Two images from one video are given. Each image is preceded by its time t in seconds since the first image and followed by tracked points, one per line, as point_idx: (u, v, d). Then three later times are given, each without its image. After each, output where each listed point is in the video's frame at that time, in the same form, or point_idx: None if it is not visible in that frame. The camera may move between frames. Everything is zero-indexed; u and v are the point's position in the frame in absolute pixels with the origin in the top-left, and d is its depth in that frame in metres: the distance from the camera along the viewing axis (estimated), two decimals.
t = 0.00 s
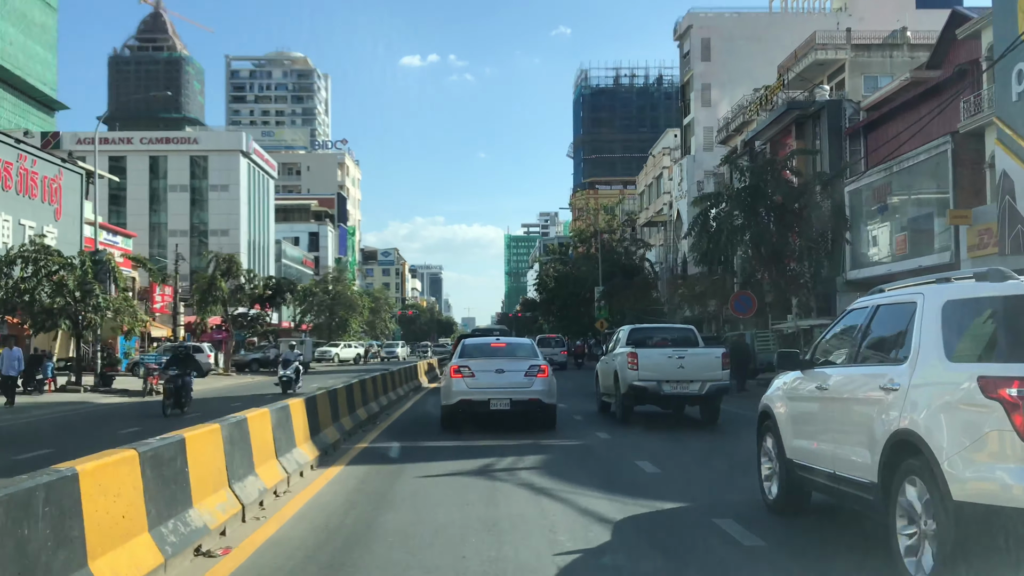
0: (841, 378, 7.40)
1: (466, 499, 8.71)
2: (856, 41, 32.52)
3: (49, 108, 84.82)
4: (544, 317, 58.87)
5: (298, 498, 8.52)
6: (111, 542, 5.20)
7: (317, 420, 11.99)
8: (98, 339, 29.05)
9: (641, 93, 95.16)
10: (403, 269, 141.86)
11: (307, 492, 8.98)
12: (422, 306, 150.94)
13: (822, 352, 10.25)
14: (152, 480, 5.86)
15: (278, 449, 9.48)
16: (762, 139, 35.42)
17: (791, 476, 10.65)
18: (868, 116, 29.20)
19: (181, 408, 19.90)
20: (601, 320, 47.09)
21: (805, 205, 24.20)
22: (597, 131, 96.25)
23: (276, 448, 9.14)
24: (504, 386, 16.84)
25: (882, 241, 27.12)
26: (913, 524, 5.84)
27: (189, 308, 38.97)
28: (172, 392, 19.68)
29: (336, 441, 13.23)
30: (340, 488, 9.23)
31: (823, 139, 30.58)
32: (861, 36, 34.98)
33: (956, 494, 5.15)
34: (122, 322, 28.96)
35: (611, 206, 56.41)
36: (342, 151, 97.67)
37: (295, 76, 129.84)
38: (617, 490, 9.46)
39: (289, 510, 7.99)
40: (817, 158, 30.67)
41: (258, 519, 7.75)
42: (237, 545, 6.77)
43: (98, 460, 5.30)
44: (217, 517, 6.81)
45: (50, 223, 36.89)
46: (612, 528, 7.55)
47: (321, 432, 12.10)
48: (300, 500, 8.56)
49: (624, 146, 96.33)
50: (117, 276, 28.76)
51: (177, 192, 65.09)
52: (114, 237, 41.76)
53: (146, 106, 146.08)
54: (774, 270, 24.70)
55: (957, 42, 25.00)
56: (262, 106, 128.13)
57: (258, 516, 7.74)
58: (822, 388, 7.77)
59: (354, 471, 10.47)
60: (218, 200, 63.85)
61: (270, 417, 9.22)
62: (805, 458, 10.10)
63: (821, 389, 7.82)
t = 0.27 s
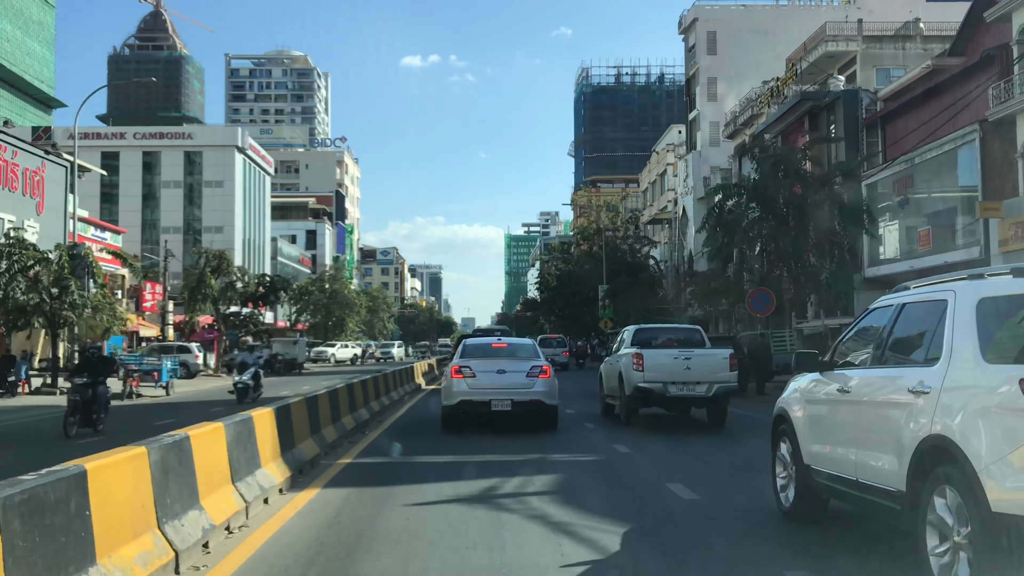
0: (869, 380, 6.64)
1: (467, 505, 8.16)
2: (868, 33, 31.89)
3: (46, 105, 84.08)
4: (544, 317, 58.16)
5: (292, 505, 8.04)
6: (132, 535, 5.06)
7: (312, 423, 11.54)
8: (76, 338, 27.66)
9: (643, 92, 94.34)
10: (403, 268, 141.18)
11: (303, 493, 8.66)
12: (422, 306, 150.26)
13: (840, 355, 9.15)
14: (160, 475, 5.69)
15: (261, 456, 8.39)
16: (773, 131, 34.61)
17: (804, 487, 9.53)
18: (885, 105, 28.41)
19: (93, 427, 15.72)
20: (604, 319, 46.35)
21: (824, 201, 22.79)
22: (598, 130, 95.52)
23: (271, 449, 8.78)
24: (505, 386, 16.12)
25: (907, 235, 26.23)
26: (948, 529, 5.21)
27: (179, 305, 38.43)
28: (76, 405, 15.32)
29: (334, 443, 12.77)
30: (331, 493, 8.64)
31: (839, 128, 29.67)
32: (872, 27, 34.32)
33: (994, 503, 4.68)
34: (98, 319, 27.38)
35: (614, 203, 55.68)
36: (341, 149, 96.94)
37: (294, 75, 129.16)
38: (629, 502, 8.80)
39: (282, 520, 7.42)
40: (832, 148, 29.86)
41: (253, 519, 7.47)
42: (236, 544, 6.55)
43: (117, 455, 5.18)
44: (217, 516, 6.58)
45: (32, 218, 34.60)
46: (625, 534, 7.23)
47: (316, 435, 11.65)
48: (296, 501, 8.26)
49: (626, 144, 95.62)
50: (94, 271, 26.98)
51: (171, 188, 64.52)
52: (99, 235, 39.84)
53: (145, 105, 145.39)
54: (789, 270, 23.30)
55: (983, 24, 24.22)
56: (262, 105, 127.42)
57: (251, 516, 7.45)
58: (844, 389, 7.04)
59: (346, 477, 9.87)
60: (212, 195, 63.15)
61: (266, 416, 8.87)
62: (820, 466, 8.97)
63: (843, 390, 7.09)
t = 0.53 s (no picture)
0: (894, 383, 6.36)
1: (458, 536, 7.62)
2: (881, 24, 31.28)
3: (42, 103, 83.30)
4: (545, 317, 57.45)
5: (244, 548, 6.84)
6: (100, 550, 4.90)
7: (291, 434, 11.23)
8: (51, 339, 26.03)
9: (644, 90, 93.77)
10: (402, 268, 140.54)
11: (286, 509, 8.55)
12: (422, 305, 149.73)
13: (860, 355, 7.70)
14: (142, 485, 5.61)
15: (210, 485, 7.07)
16: (784, 125, 33.84)
17: (817, 504, 8.26)
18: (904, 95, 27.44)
19: None
20: (608, 319, 45.58)
21: (842, 193, 21.74)
22: (599, 128, 94.87)
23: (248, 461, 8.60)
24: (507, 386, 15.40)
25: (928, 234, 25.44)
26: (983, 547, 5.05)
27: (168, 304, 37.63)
28: None
29: (317, 456, 12.46)
30: (310, 519, 8.07)
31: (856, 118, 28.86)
32: (885, 19, 33.64)
33: None
34: (73, 318, 25.48)
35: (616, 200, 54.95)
36: (339, 147, 96.15)
37: (293, 73, 128.46)
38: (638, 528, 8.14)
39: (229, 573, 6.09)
40: (849, 138, 29.01)
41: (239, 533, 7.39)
42: (219, 558, 6.48)
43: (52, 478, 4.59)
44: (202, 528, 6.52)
45: (12, 213, 33.53)
46: (624, 561, 6.82)
47: (297, 447, 11.34)
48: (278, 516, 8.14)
49: (627, 143, 95.03)
50: (71, 267, 25.16)
51: (165, 185, 63.92)
52: (89, 231, 38.07)
53: (144, 104, 144.58)
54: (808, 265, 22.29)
55: (1012, 8, 23.33)
56: (260, 103, 126.69)
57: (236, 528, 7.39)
58: (866, 391, 6.79)
59: (329, 501, 9.28)
60: (206, 191, 62.37)
61: (242, 428, 8.68)
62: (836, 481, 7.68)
63: (865, 392, 6.84)
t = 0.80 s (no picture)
0: (924, 386, 5.80)
1: (456, 549, 7.01)
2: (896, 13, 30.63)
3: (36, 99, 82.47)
4: (545, 316, 56.64)
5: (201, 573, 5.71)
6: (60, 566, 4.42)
7: (286, 435, 10.89)
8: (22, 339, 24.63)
9: (645, 88, 93.05)
10: (400, 267, 139.70)
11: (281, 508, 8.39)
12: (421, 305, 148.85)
13: (884, 356, 6.93)
14: (145, 482, 5.62)
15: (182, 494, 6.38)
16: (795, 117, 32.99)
17: (838, 515, 7.36)
18: (926, 83, 26.92)
19: None
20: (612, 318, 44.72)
21: (864, 182, 20.64)
22: (600, 126, 94.10)
23: (243, 459, 8.41)
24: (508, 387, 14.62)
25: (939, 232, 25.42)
26: None
27: (154, 302, 36.56)
28: None
29: (314, 456, 12.17)
30: (295, 532, 7.39)
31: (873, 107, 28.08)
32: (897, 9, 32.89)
33: None
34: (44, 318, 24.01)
35: (619, 197, 54.15)
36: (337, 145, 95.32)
37: (292, 71, 127.63)
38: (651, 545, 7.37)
39: None
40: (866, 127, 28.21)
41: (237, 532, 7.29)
42: (219, 556, 6.39)
43: None
44: (202, 526, 6.47)
45: None
46: None
47: (291, 450, 11.00)
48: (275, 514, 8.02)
49: (627, 141, 94.27)
50: (42, 262, 24.45)
51: (156, 180, 63.08)
52: (75, 225, 36.62)
53: (142, 102, 143.70)
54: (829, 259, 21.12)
55: None
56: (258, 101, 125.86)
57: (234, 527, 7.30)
58: (890, 394, 6.24)
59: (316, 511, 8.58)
60: (200, 187, 61.73)
61: (239, 425, 8.51)
62: (862, 491, 6.79)
63: (890, 396, 6.27)
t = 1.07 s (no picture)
0: (950, 388, 5.32)
1: (453, 566, 6.40)
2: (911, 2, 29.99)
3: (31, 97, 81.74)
4: (545, 316, 55.93)
5: None
6: None
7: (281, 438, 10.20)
8: None
9: (646, 87, 92.38)
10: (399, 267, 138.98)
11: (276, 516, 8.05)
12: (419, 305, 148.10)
13: (905, 358, 6.35)
14: (134, 484, 5.43)
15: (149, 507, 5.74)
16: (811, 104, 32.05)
17: (855, 523, 6.67)
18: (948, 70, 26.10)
19: None
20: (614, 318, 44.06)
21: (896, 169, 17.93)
22: (600, 124, 93.40)
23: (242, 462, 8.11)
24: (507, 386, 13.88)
25: (943, 230, 25.44)
26: None
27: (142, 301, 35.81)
28: None
29: (314, 456, 11.67)
30: (278, 549, 6.71)
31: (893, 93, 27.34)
32: None
33: None
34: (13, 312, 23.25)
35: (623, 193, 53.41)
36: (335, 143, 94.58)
37: (290, 70, 126.92)
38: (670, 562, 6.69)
39: None
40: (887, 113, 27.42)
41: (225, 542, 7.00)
42: (198, 570, 5.96)
43: None
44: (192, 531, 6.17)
45: None
46: None
47: (290, 450, 10.57)
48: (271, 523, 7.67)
49: (628, 140, 93.61)
50: (12, 256, 23.45)
51: (148, 175, 62.41)
52: (60, 220, 35.16)
53: (139, 100, 142.90)
54: (848, 255, 18.71)
55: None
56: (256, 99, 125.13)
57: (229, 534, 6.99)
58: (917, 398, 5.69)
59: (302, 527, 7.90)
60: (192, 182, 61.07)
61: (238, 429, 8.21)
62: (884, 500, 6.15)
63: (915, 400, 5.73)
